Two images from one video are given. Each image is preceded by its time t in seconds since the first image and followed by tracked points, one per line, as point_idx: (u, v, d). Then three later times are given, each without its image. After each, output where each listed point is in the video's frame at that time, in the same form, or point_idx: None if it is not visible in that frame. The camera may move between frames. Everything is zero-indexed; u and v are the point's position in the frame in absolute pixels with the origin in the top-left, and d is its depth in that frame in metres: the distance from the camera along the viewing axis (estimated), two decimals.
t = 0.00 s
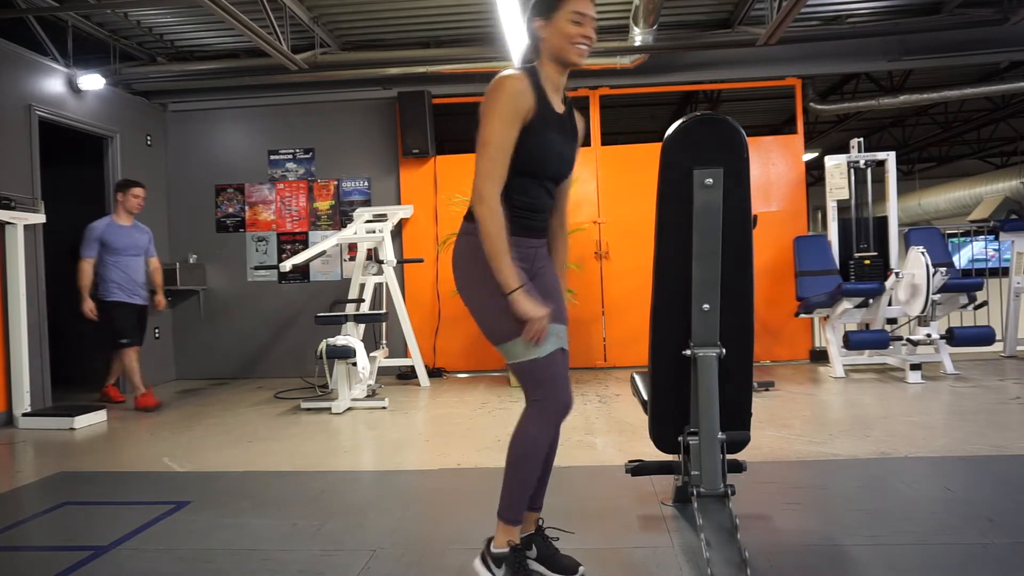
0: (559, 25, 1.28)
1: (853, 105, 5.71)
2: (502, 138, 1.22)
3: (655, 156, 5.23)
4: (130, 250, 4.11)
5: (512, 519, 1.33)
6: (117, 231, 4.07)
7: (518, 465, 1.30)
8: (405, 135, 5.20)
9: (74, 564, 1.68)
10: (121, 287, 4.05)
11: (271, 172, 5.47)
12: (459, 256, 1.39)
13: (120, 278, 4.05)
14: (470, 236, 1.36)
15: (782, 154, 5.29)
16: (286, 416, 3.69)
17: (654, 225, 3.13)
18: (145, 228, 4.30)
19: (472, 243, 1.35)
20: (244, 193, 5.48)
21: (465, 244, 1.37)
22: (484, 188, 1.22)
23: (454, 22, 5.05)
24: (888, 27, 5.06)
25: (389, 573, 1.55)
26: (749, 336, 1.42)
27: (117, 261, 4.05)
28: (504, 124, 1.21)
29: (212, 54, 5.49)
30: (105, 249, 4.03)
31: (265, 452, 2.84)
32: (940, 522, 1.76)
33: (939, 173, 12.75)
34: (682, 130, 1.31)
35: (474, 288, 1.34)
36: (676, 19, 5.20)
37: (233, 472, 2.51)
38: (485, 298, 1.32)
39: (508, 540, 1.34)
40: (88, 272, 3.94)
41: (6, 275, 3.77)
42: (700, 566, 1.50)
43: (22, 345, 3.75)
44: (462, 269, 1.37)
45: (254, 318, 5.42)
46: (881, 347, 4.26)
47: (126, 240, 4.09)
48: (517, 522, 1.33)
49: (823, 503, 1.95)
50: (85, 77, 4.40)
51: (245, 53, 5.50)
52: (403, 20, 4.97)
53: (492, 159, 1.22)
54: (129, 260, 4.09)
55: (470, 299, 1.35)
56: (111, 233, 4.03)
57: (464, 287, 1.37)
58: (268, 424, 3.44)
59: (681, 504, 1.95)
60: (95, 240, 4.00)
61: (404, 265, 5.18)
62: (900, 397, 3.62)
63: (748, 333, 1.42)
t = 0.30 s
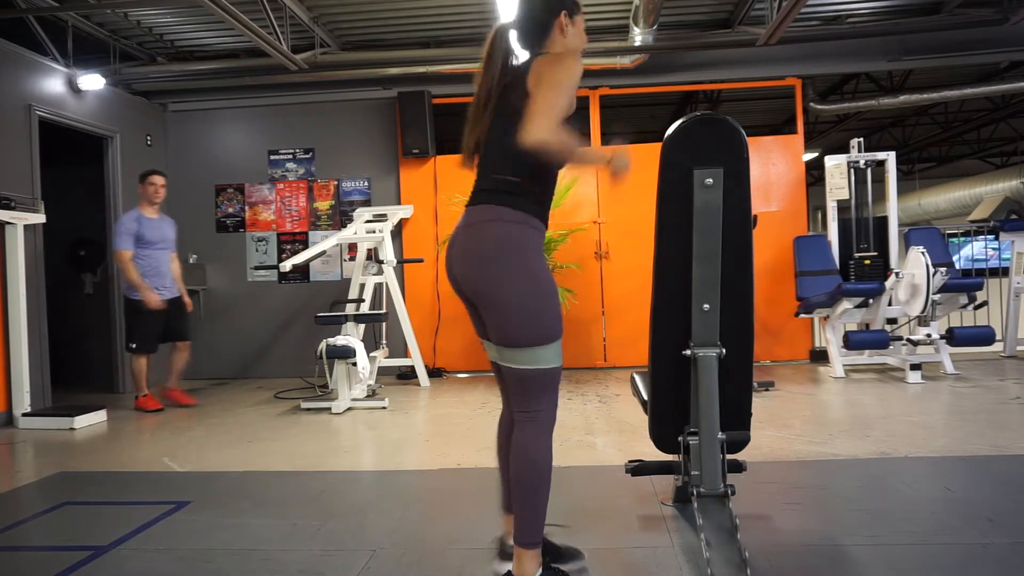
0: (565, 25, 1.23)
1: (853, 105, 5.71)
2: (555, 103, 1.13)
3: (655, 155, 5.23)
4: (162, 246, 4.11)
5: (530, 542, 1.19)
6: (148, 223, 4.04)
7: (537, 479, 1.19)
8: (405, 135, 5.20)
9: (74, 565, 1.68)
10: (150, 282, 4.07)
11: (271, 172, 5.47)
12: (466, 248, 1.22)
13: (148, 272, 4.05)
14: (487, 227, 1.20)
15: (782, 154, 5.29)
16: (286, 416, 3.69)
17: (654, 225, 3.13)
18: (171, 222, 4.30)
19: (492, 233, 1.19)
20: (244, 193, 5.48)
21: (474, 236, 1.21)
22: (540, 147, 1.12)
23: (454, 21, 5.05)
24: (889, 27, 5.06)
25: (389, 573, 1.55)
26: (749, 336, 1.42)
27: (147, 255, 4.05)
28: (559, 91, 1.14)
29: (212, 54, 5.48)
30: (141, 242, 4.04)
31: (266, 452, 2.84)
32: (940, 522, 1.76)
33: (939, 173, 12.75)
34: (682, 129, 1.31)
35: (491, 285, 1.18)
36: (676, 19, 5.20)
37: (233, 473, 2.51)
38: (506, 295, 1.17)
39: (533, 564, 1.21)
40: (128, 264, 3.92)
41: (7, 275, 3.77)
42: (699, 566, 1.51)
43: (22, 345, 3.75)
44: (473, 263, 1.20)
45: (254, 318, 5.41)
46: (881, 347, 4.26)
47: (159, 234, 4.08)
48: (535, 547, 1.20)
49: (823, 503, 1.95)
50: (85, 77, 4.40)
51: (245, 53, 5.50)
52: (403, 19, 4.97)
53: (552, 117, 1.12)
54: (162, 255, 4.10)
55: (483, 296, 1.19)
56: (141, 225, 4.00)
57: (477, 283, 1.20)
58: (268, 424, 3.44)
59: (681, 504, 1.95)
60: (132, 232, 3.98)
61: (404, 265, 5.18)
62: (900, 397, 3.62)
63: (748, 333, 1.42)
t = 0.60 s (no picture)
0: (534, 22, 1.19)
1: (853, 105, 5.71)
2: (593, 97, 1.12)
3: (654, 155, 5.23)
4: (189, 244, 3.81)
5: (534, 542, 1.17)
6: (177, 223, 3.77)
7: (536, 481, 1.14)
8: (405, 134, 5.20)
9: (74, 564, 1.68)
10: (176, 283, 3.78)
11: (271, 172, 5.47)
12: (481, 243, 1.10)
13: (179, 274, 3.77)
14: (510, 222, 1.11)
15: (782, 154, 5.29)
16: (286, 416, 3.69)
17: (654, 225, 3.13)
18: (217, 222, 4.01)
19: (518, 230, 1.11)
20: (244, 193, 5.48)
21: (493, 229, 1.10)
22: (610, 142, 1.13)
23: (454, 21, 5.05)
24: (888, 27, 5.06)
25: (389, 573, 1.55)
26: (748, 337, 1.42)
27: (178, 256, 3.77)
28: (585, 84, 1.12)
29: (212, 54, 5.48)
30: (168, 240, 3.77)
31: (266, 452, 2.84)
32: (940, 522, 1.76)
33: (939, 173, 12.76)
34: (681, 130, 1.31)
35: (513, 283, 1.09)
36: (676, 19, 5.20)
37: (233, 472, 2.51)
38: (528, 295, 1.10)
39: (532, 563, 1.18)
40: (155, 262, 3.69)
41: (7, 275, 3.77)
42: (699, 566, 1.51)
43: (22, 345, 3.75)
44: (492, 258, 1.09)
45: (254, 318, 5.41)
46: (881, 347, 4.26)
47: (189, 233, 3.80)
48: (537, 546, 1.18)
49: (823, 503, 1.95)
50: (85, 77, 4.40)
51: (245, 53, 5.50)
52: (403, 19, 4.97)
53: (605, 110, 1.12)
54: (188, 254, 3.79)
55: (494, 296, 1.09)
56: (170, 226, 3.76)
57: (494, 280, 1.09)
58: (268, 424, 3.44)
59: (681, 504, 1.95)
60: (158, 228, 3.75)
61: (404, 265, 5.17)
62: (900, 397, 3.62)
63: (747, 333, 1.42)
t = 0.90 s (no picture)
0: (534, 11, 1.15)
1: (853, 105, 5.70)
2: (610, 84, 1.12)
3: (654, 155, 5.22)
4: (194, 238, 3.69)
5: (525, 561, 1.11)
6: (184, 217, 3.71)
7: (532, 494, 1.10)
8: (405, 135, 5.21)
9: (74, 565, 1.68)
10: (186, 280, 3.66)
11: (271, 172, 5.47)
12: (494, 243, 1.05)
13: (188, 269, 3.66)
14: (524, 224, 1.06)
15: (782, 154, 5.29)
16: (286, 416, 3.69)
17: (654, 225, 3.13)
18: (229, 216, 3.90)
19: (532, 231, 1.07)
20: (244, 193, 5.48)
21: (508, 229, 1.05)
22: (638, 124, 1.13)
23: (454, 21, 5.05)
24: (889, 27, 5.06)
25: (389, 573, 1.55)
26: (748, 336, 1.42)
27: (188, 251, 3.67)
28: (599, 72, 1.11)
29: (212, 54, 5.48)
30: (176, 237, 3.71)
31: (266, 452, 2.84)
32: (941, 522, 1.76)
33: (939, 173, 12.76)
34: (680, 130, 1.31)
35: (525, 285, 1.05)
36: (676, 19, 5.20)
37: (233, 472, 2.51)
38: (538, 299, 1.06)
39: None
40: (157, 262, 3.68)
41: (7, 275, 3.78)
42: (699, 566, 1.51)
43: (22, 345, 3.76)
44: (503, 259, 1.04)
45: (253, 318, 5.41)
46: (881, 347, 4.26)
47: (196, 227, 3.70)
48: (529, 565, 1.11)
49: (823, 503, 1.95)
50: (85, 77, 4.40)
51: (245, 53, 5.49)
52: (403, 19, 4.97)
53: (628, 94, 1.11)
54: (194, 247, 3.68)
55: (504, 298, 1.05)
56: (177, 220, 3.70)
57: (505, 281, 1.05)
58: (268, 424, 3.44)
59: (681, 504, 1.95)
60: (165, 227, 3.72)
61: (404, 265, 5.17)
62: (900, 397, 3.62)
63: (747, 332, 1.42)
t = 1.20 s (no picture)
0: (559, 11, 1.15)
1: (853, 105, 5.70)
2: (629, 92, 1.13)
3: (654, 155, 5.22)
4: (189, 236, 3.66)
5: (525, 563, 1.11)
6: (181, 212, 3.70)
7: (531, 499, 1.10)
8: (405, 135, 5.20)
9: (74, 565, 1.68)
10: (183, 276, 3.67)
11: (271, 172, 5.47)
12: (515, 242, 1.04)
13: (184, 265, 3.65)
14: (543, 225, 1.06)
15: (782, 154, 5.29)
16: (286, 416, 3.69)
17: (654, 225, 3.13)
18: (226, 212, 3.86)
19: (549, 234, 1.07)
20: (244, 193, 5.48)
21: (529, 230, 1.05)
22: (654, 135, 1.15)
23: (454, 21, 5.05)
24: (889, 27, 5.05)
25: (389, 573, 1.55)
26: (748, 336, 1.42)
27: (183, 247, 3.66)
28: (619, 77, 1.12)
29: (212, 54, 5.48)
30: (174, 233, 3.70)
31: (266, 452, 2.84)
32: (940, 523, 1.76)
33: (939, 173, 12.76)
34: (682, 133, 1.31)
35: (541, 287, 1.05)
36: (676, 19, 5.20)
37: (233, 472, 2.51)
38: (550, 300, 1.07)
39: None
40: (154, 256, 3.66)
41: (7, 275, 3.78)
42: (699, 566, 1.51)
43: (22, 345, 3.76)
44: (523, 258, 1.04)
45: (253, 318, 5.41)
46: (881, 347, 4.26)
47: (191, 222, 3.69)
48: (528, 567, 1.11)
49: (823, 503, 1.95)
50: (85, 77, 4.40)
51: (245, 53, 5.49)
52: (403, 19, 4.97)
53: (646, 103, 1.13)
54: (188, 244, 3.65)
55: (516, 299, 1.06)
56: (172, 215, 3.70)
57: (523, 282, 1.04)
58: (268, 424, 3.44)
59: (681, 504, 1.95)
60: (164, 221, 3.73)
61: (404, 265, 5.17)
62: (900, 397, 3.62)
63: (747, 332, 1.42)
